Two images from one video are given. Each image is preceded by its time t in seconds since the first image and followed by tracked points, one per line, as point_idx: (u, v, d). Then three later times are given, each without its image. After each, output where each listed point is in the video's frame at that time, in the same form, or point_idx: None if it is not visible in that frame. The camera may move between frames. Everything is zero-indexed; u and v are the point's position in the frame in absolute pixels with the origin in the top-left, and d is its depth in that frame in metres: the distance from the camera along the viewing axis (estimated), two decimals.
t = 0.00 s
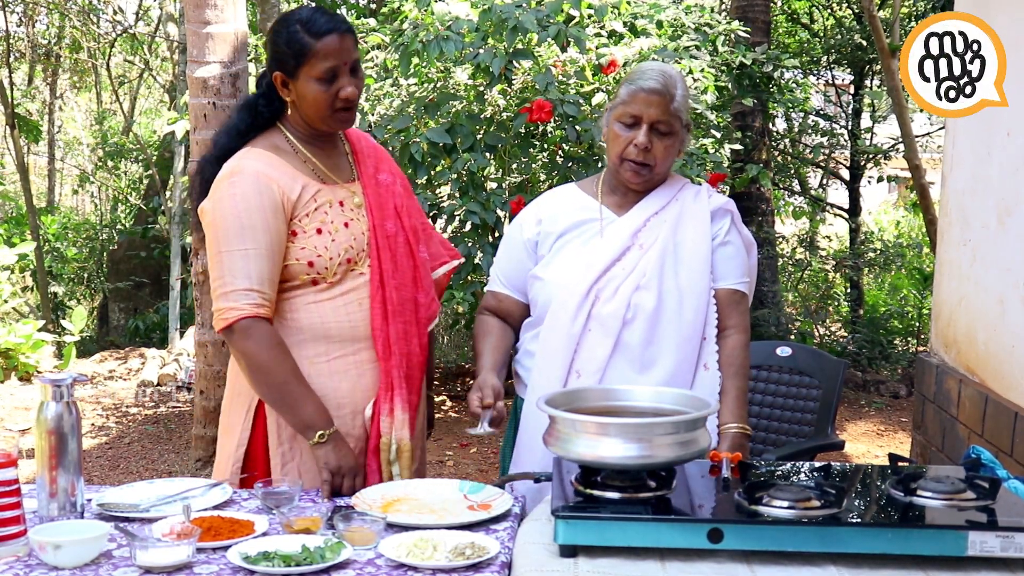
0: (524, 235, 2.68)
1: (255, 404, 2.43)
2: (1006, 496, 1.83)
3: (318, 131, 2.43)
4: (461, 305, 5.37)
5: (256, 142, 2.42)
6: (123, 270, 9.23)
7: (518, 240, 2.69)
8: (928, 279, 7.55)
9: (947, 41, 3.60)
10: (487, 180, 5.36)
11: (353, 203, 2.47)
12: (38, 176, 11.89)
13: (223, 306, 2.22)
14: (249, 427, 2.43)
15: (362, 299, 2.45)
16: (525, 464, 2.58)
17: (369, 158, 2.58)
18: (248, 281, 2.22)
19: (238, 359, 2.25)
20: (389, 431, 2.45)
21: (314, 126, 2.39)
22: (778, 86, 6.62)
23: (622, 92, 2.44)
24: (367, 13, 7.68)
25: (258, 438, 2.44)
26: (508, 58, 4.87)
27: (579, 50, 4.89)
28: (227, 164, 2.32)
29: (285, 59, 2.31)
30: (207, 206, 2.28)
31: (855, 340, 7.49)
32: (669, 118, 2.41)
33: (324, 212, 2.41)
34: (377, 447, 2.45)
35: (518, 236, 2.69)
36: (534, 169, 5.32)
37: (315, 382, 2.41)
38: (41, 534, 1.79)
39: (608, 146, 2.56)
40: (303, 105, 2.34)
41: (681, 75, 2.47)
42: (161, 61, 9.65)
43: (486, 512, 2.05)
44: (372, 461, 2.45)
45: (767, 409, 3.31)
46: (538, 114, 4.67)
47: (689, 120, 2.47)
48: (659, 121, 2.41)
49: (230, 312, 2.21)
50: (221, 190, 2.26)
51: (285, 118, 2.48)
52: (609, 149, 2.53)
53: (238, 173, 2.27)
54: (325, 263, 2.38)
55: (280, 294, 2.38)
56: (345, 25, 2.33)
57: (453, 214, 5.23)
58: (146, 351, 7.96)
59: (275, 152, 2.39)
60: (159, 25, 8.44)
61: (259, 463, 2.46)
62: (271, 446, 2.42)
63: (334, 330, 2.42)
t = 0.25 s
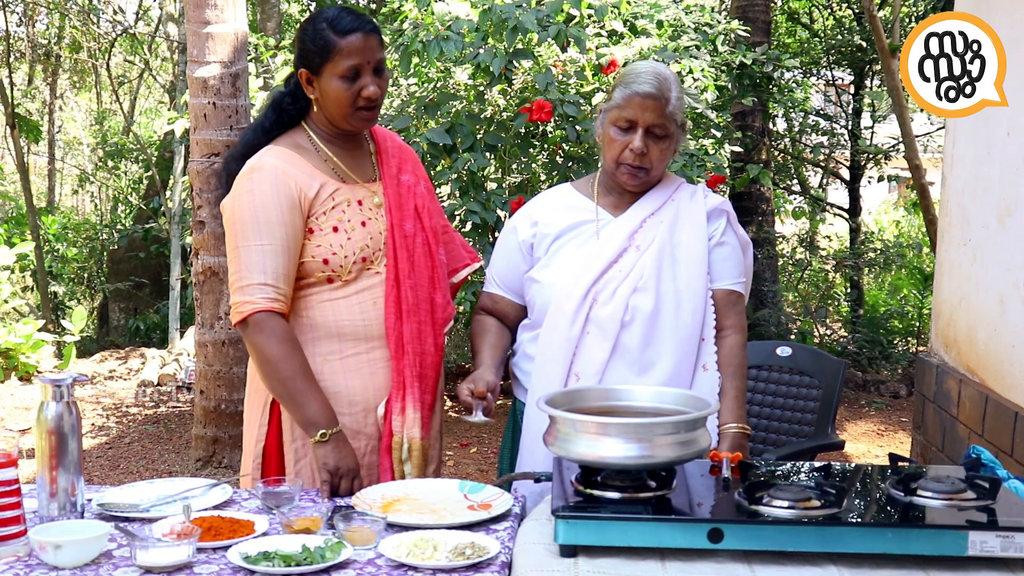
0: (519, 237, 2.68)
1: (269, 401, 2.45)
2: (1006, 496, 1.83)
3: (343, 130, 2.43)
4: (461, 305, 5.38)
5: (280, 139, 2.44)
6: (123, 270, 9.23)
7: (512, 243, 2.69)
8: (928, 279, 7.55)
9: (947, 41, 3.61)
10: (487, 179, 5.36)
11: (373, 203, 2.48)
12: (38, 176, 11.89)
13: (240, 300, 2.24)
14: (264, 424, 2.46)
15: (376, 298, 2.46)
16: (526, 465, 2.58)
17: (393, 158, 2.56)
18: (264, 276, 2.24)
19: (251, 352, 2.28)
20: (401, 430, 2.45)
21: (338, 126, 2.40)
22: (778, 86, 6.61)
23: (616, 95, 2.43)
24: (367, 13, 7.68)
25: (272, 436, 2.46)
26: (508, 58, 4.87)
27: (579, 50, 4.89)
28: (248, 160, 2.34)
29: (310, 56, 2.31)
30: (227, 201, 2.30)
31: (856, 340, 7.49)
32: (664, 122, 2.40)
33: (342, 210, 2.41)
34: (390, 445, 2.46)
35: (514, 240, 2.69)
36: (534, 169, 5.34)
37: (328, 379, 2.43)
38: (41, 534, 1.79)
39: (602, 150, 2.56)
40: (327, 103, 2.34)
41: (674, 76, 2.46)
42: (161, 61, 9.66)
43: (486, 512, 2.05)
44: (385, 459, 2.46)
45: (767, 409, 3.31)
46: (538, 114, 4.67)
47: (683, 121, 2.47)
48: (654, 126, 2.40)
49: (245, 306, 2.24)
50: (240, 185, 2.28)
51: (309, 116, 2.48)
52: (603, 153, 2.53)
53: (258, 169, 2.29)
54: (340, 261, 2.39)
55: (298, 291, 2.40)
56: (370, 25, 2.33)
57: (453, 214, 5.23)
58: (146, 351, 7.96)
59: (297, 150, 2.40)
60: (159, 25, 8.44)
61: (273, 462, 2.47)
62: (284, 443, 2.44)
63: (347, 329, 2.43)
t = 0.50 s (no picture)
0: (514, 237, 2.68)
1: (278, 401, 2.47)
2: (1005, 496, 1.83)
3: (361, 134, 2.44)
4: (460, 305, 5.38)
5: (298, 140, 2.45)
6: (123, 270, 9.22)
7: (507, 245, 2.70)
8: (928, 279, 7.56)
9: (947, 41, 3.60)
10: (487, 179, 5.37)
11: (386, 207, 2.47)
12: (38, 176, 11.89)
13: (254, 296, 2.26)
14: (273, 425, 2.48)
15: (383, 300, 2.46)
16: (523, 465, 2.58)
17: (411, 161, 2.57)
18: (279, 273, 2.25)
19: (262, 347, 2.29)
20: (402, 432, 2.45)
21: (355, 129, 2.40)
22: (778, 86, 6.62)
23: (611, 96, 2.42)
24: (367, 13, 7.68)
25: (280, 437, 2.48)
26: (508, 58, 4.86)
27: (579, 50, 4.90)
28: (265, 160, 2.36)
29: (328, 59, 2.33)
30: (243, 200, 2.32)
31: (855, 340, 7.48)
32: (659, 122, 2.40)
33: (355, 212, 2.41)
34: (392, 448, 2.47)
35: (509, 240, 2.69)
36: (534, 169, 5.35)
37: (335, 379, 2.45)
38: (41, 534, 1.79)
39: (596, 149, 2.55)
40: (344, 105, 2.35)
41: (669, 75, 2.45)
42: (161, 61, 9.66)
43: (486, 512, 2.05)
44: (387, 460, 2.47)
45: (767, 409, 3.32)
46: (538, 114, 4.68)
47: (679, 120, 2.46)
48: (649, 125, 2.40)
49: (259, 301, 2.25)
50: (257, 183, 2.30)
51: (328, 119, 2.50)
52: (598, 153, 2.52)
53: (274, 168, 2.31)
54: (349, 263, 2.39)
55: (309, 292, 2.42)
56: (388, 28, 2.33)
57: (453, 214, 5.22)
58: (146, 351, 7.96)
59: (314, 151, 2.41)
60: (159, 26, 8.43)
61: (282, 463, 2.49)
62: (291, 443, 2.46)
63: (352, 330, 2.44)
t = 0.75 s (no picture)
0: (516, 236, 2.64)
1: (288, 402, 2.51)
2: (1006, 496, 1.83)
3: (366, 136, 2.44)
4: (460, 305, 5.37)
5: (303, 142, 2.45)
6: (123, 270, 9.22)
7: (508, 243, 2.66)
8: (928, 279, 7.56)
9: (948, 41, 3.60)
10: (487, 179, 5.37)
11: (390, 209, 2.48)
12: (38, 176, 11.90)
13: (260, 294, 2.25)
14: (285, 425, 2.52)
15: (390, 303, 2.46)
16: (521, 464, 2.58)
17: (416, 165, 2.57)
18: (284, 272, 2.25)
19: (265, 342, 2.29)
20: (410, 434, 2.47)
21: (361, 131, 2.40)
22: (778, 86, 6.62)
23: (611, 96, 2.42)
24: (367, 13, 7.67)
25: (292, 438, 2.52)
26: (508, 57, 4.86)
27: (579, 50, 4.91)
28: (271, 160, 2.37)
29: (335, 62, 2.32)
30: (248, 201, 2.33)
31: (855, 340, 7.48)
32: (660, 123, 2.40)
33: (360, 214, 2.42)
34: (401, 450, 2.49)
35: (508, 239, 2.66)
36: (534, 169, 5.36)
37: (344, 380, 2.46)
38: (41, 534, 1.79)
39: (595, 150, 2.54)
40: (350, 108, 2.35)
41: (669, 76, 2.45)
42: (161, 61, 9.65)
43: (486, 512, 2.05)
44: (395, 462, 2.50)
45: (766, 409, 3.32)
46: (538, 114, 4.68)
47: (678, 122, 2.46)
48: (650, 127, 2.40)
49: (265, 300, 2.24)
50: (262, 184, 2.31)
51: (333, 121, 2.50)
52: (597, 154, 2.52)
53: (280, 169, 2.32)
54: (355, 264, 2.40)
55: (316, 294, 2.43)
56: (394, 33, 2.33)
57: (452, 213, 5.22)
58: (146, 351, 7.96)
59: (319, 153, 2.42)
60: (159, 26, 8.42)
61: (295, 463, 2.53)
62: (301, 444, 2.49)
63: (360, 332, 2.45)
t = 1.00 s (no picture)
0: (516, 239, 2.62)
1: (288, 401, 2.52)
2: (1006, 496, 1.83)
3: (368, 136, 2.44)
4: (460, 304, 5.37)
5: (305, 142, 2.45)
6: (123, 270, 9.22)
7: (506, 245, 2.63)
8: (928, 279, 7.55)
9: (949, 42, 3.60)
10: (487, 179, 5.37)
11: (393, 209, 2.49)
12: (38, 176, 11.90)
13: (261, 294, 2.25)
14: (284, 423, 2.53)
15: (391, 302, 2.47)
16: (521, 465, 2.58)
17: (418, 165, 2.58)
18: (287, 272, 2.25)
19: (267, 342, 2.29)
20: (417, 434, 2.49)
21: (363, 131, 2.40)
22: (778, 86, 6.62)
23: (610, 98, 2.42)
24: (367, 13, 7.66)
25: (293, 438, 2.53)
26: (508, 57, 4.86)
27: (579, 50, 4.90)
28: (273, 161, 2.37)
29: (338, 63, 2.33)
30: (251, 201, 2.33)
31: (855, 340, 7.47)
32: (659, 125, 2.40)
33: (362, 214, 2.42)
34: (407, 450, 2.50)
35: (506, 240, 2.63)
36: (534, 169, 5.37)
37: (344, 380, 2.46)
38: (41, 534, 1.79)
39: (593, 151, 2.54)
40: (352, 109, 2.35)
41: (668, 76, 2.45)
42: (161, 61, 9.65)
43: (486, 512, 2.05)
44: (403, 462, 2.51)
45: (767, 409, 3.32)
46: (537, 114, 4.68)
47: (677, 123, 2.46)
48: (649, 128, 2.40)
49: (267, 300, 2.24)
50: (265, 184, 2.31)
51: (335, 120, 2.49)
52: (596, 155, 2.51)
53: (282, 169, 2.32)
54: (357, 264, 2.40)
55: (318, 294, 2.43)
56: (398, 34, 2.32)
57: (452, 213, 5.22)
58: (146, 351, 7.96)
59: (321, 153, 2.42)
60: (159, 26, 8.42)
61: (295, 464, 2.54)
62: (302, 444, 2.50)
63: (361, 331, 2.45)
